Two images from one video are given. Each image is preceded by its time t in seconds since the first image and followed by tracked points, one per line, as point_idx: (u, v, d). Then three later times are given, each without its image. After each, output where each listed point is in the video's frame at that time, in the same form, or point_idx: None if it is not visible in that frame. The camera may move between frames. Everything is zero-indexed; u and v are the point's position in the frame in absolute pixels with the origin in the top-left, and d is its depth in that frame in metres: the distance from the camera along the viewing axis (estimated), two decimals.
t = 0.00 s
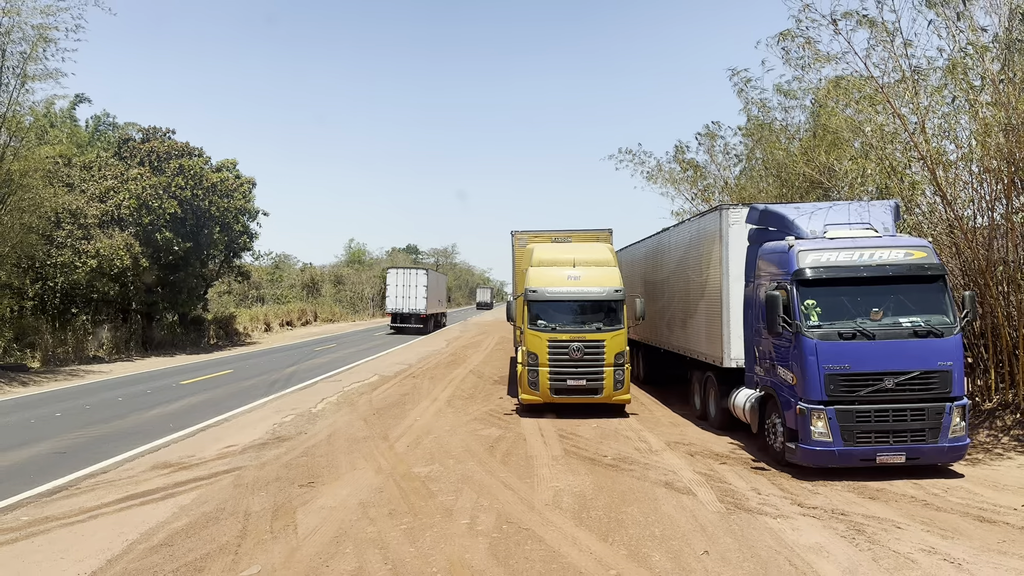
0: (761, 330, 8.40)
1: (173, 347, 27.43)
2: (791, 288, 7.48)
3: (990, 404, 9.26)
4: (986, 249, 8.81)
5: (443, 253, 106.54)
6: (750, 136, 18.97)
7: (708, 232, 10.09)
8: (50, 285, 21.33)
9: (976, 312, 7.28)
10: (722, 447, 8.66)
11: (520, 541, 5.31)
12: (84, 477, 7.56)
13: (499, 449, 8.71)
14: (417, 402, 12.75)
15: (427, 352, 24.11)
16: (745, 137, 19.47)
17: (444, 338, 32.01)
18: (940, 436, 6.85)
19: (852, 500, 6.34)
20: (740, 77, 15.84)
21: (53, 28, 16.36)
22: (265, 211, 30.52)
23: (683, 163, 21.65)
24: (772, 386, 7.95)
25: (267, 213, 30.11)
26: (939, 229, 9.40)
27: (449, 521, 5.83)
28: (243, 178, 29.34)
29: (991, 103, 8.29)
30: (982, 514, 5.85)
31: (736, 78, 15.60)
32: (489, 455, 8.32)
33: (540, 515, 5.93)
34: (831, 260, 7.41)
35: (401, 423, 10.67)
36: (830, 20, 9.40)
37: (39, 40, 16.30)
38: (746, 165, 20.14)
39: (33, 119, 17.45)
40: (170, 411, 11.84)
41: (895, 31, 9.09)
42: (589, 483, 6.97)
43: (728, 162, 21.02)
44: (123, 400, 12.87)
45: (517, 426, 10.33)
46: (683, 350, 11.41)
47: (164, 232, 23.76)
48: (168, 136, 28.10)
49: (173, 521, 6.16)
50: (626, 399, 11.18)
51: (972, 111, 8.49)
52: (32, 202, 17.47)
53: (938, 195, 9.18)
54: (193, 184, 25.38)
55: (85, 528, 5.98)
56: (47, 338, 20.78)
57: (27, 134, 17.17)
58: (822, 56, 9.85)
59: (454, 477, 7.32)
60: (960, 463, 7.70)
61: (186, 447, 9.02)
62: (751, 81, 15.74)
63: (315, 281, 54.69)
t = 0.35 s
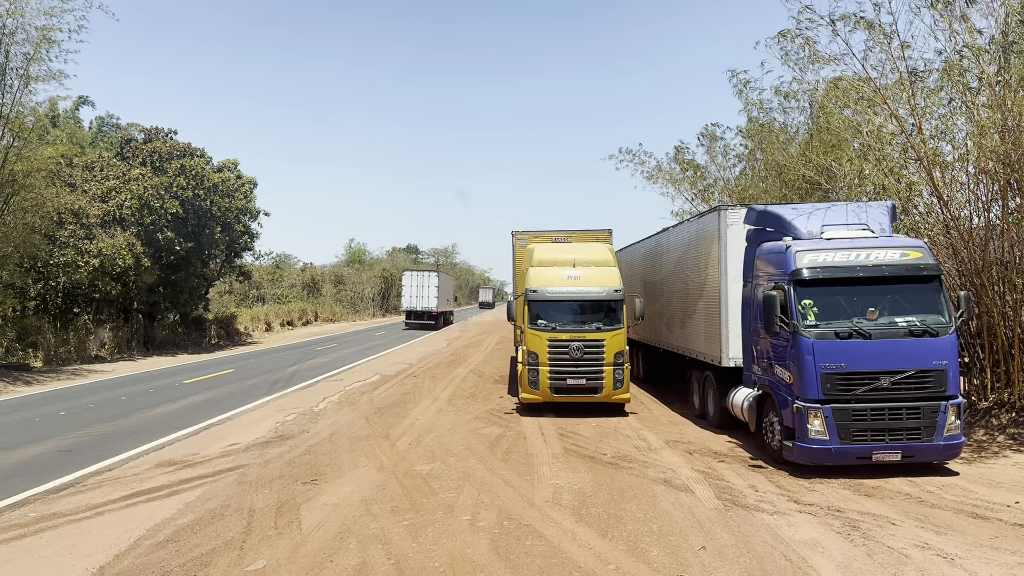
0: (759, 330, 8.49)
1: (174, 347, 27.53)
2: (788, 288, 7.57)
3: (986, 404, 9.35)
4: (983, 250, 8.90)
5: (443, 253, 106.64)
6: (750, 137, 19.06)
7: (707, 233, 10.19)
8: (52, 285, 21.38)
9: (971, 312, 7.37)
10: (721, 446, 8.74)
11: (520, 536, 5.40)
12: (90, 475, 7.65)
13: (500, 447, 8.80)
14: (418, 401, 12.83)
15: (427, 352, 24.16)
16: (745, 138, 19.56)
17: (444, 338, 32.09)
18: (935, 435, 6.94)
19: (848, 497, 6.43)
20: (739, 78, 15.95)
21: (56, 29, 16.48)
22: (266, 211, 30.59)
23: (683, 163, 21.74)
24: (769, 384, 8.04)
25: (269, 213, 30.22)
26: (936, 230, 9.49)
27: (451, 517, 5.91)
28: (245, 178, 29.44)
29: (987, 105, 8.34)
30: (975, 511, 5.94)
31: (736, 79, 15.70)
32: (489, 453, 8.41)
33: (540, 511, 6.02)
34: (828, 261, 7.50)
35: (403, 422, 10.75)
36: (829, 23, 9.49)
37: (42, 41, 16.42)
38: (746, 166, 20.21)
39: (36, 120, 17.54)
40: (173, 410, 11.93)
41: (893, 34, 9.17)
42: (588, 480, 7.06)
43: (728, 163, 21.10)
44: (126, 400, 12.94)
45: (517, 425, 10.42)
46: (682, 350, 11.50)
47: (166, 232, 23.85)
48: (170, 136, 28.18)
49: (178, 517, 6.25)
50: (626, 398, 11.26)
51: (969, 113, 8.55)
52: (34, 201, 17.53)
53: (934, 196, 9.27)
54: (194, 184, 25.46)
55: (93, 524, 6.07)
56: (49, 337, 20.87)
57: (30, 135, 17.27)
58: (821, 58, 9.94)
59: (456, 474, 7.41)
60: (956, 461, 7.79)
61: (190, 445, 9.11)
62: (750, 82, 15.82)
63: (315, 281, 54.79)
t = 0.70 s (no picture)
0: (757, 330, 8.59)
1: (177, 347, 27.69)
2: (785, 288, 7.67)
3: (982, 402, 9.46)
4: (979, 251, 8.99)
5: (444, 253, 106.78)
6: (750, 137, 19.13)
7: (706, 233, 10.29)
8: (55, 285, 21.50)
9: (966, 312, 7.47)
10: (720, 444, 8.85)
11: (522, 531, 5.50)
12: (97, 472, 7.77)
13: (501, 445, 8.91)
14: (419, 401, 12.94)
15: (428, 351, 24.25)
16: (745, 139, 19.63)
17: (445, 337, 32.18)
18: (930, 433, 7.04)
19: (844, 494, 6.54)
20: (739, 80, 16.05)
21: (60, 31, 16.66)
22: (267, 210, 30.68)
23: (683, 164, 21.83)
24: (767, 383, 8.15)
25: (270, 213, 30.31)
26: (932, 231, 9.60)
27: (453, 513, 6.02)
28: (247, 178, 29.53)
29: (984, 106, 8.43)
30: (969, 508, 6.04)
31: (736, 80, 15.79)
32: (491, 451, 8.52)
33: (540, 508, 6.12)
34: (825, 261, 7.61)
35: (405, 421, 10.86)
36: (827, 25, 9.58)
37: (46, 43, 16.60)
38: (746, 166, 20.29)
39: (40, 122, 17.65)
40: (177, 408, 12.05)
41: (890, 36, 9.27)
42: (588, 478, 7.16)
43: (728, 164, 21.18)
44: (130, 398, 13.05)
45: (518, 424, 10.53)
46: (681, 349, 11.60)
47: (168, 232, 24.01)
48: (172, 136, 28.27)
49: (185, 513, 6.36)
50: (626, 397, 11.37)
51: (966, 114, 8.64)
52: (38, 202, 17.62)
53: (931, 198, 9.38)
54: (197, 185, 25.58)
55: (101, 520, 6.18)
56: (51, 337, 21.01)
57: (34, 136, 17.37)
58: (819, 59, 10.03)
59: (458, 471, 7.52)
60: (952, 459, 7.89)
61: (195, 443, 9.22)
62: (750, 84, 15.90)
63: (316, 280, 54.93)
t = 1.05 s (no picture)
0: (755, 329, 8.68)
1: (179, 346, 27.84)
2: (783, 288, 7.77)
3: (978, 401, 9.56)
4: (976, 251, 9.10)
5: (445, 252, 106.90)
6: (750, 138, 19.21)
7: (706, 233, 10.40)
8: (58, 285, 21.61)
9: (962, 312, 7.57)
10: (719, 442, 8.95)
11: (523, 527, 5.61)
12: (105, 469, 7.88)
13: (503, 443, 9.02)
14: (421, 400, 13.04)
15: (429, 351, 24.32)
16: (746, 140, 19.71)
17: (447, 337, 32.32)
18: (926, 431, 7.14)
19: (840, 491, 6.64)
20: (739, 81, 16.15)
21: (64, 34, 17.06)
22: (268, 210, 30.77)
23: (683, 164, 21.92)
24: (765, 382, 8.25)
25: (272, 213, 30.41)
26: (929, 231, 9.72)
27: (456, 509, 6.12)
28: (249, 178, 29.64)
29: (979, 108, 8.53)
30: (963, 504, 6.14)
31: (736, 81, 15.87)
32: (493, 449, 8.63)
33: (542, 504, 6.23)
34: (822, 261, 7.71)
35: (408, 419, 10.96)
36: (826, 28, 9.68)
37: (50, 45, 16.97)
38: (746, 167, 20.37)
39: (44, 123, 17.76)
40: (181, 407, 12.17)
41: (887, 39, 9.37)
42: (589, 475, 7.27)
43: (728, 165, 21.27)
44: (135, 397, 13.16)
45: (519, 422, 10.64)
46: (681, 348, 11.70)
47: (171, 232, 24.14)
48: (174, 137, 28.38)
49: (192, 510, 6.47)
50: (626, 396, 11.46)
51: (962, 116, 8.73)
52: (41, 202, 17.86)
53: (928, 199, 9.50)
54: (199, 185, 25.70)
55: (110, 516, 6.29)
56: (55, 337, 21.15)
57: (38, 136, 17.47)
58: (817, 62, 10.13)
59: (460, 469, 7.62)
60: (948, 457, 8.00)
61: (200, 441, 9.33)
62: (750, 85, 15.99)
63: (317, 280, 55.04)
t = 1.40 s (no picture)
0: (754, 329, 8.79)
1: (181, 346, 27.96)
2: (781, 288, 7.87)
3: (974, 400, 9.66)
4: (972, 252, 9.21)
5: (445, 252, 107.03)
6: (748, 139, 19.32)
7: (705, 234, 10.50)
8: (61, 285, 21.74)
9: (957, 311, 7.67)
10: (718, 440, 9.06)
11: (525, 522, 5.72)
12: (112, 466, 8.00)
13: (505, 441, 9.13)
14: (423, 399, 13.15)
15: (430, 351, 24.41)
16: (744, 142, 19.82)
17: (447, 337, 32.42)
18: (921, 429, 7.24)
19: (837, 488, 6.75)
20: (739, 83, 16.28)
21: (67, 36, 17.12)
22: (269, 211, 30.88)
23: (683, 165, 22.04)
24: (763, 381, 8.35)
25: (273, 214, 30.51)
26: (926, 232, 9.83)
27: (458, 505, 6.24)
28: (250, 179, 29.77)
29: (975, 110, 8.63)
30: (957, 500, 6.25)
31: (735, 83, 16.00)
32: (494, 447, 8.74)
33: (543, 500, 6.34)
34: (819, 262, 7.82)
35: (410, 418, 11.08)
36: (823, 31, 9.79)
37: (54, 47, 17.09)
38: (745, 168, 20.48)
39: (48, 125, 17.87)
40: (186, 406, 12.28)
41: (884, 42, 9.48)
42: (589, 472, 7.38)
43: (727, 166, 21.38)
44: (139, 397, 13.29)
45: (520, 421, 10.75)
46: (681, 348, 11.80)
47: (173, 232, 24.29)
48: (176, 138, 28.50)
49: (200, 506, 6.58)
50: (626, 395, 11.57)
51: (958, 118, 8.84)
52: (45, 204, 17.94)
53: (924, 200, 9.63)
54: (201, 185, 25.84)
55: (119, 512, 6.40)
56: (58, 337, 21.28)
57: (42, 138, 17.59)
58: (815, 65, 10.25)
59: (462, 466, 7.74)
60: (944, 455, 8.11)
61: (205, 440, 9.45)
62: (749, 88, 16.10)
63: (319, 281, 55.15)
